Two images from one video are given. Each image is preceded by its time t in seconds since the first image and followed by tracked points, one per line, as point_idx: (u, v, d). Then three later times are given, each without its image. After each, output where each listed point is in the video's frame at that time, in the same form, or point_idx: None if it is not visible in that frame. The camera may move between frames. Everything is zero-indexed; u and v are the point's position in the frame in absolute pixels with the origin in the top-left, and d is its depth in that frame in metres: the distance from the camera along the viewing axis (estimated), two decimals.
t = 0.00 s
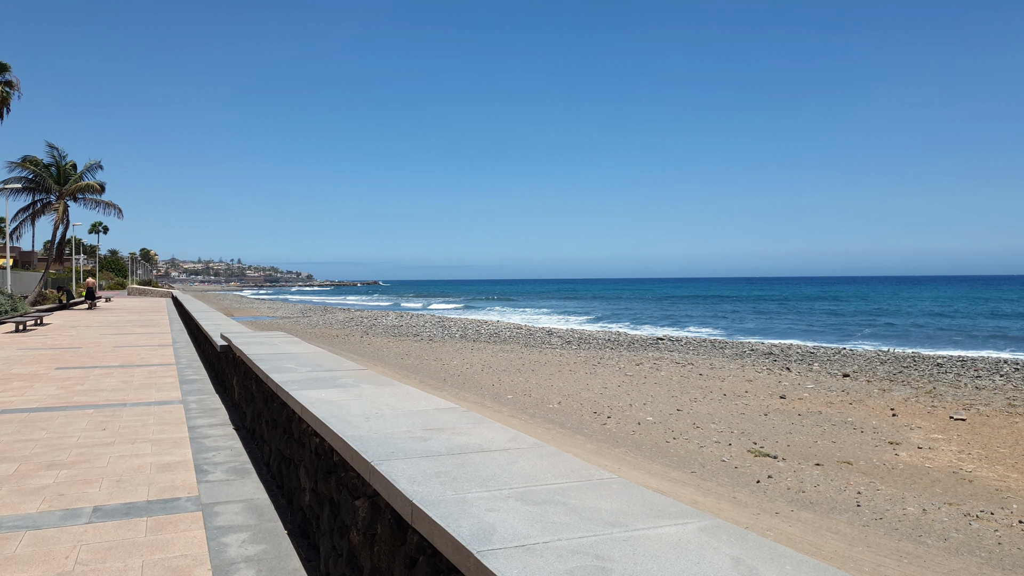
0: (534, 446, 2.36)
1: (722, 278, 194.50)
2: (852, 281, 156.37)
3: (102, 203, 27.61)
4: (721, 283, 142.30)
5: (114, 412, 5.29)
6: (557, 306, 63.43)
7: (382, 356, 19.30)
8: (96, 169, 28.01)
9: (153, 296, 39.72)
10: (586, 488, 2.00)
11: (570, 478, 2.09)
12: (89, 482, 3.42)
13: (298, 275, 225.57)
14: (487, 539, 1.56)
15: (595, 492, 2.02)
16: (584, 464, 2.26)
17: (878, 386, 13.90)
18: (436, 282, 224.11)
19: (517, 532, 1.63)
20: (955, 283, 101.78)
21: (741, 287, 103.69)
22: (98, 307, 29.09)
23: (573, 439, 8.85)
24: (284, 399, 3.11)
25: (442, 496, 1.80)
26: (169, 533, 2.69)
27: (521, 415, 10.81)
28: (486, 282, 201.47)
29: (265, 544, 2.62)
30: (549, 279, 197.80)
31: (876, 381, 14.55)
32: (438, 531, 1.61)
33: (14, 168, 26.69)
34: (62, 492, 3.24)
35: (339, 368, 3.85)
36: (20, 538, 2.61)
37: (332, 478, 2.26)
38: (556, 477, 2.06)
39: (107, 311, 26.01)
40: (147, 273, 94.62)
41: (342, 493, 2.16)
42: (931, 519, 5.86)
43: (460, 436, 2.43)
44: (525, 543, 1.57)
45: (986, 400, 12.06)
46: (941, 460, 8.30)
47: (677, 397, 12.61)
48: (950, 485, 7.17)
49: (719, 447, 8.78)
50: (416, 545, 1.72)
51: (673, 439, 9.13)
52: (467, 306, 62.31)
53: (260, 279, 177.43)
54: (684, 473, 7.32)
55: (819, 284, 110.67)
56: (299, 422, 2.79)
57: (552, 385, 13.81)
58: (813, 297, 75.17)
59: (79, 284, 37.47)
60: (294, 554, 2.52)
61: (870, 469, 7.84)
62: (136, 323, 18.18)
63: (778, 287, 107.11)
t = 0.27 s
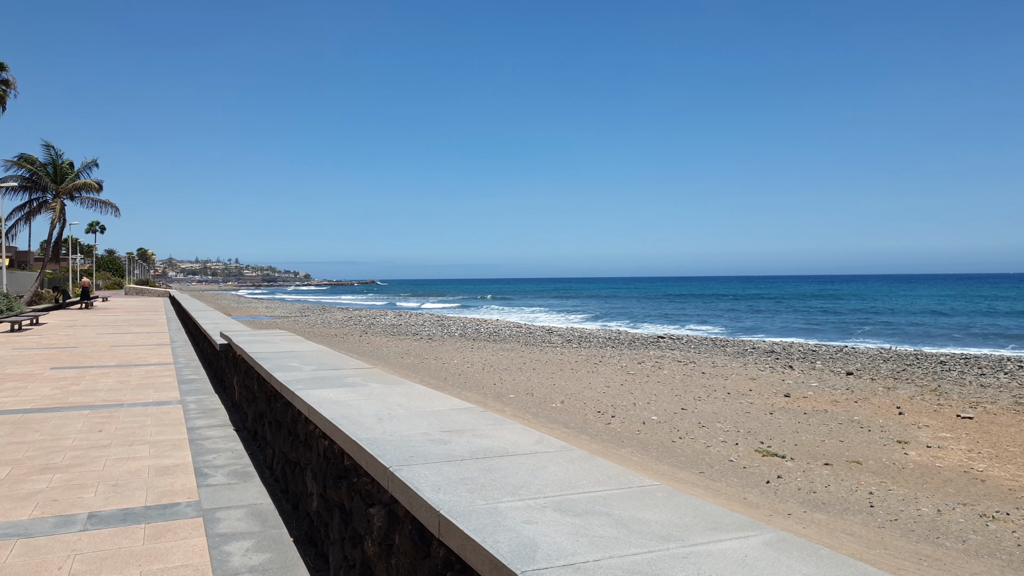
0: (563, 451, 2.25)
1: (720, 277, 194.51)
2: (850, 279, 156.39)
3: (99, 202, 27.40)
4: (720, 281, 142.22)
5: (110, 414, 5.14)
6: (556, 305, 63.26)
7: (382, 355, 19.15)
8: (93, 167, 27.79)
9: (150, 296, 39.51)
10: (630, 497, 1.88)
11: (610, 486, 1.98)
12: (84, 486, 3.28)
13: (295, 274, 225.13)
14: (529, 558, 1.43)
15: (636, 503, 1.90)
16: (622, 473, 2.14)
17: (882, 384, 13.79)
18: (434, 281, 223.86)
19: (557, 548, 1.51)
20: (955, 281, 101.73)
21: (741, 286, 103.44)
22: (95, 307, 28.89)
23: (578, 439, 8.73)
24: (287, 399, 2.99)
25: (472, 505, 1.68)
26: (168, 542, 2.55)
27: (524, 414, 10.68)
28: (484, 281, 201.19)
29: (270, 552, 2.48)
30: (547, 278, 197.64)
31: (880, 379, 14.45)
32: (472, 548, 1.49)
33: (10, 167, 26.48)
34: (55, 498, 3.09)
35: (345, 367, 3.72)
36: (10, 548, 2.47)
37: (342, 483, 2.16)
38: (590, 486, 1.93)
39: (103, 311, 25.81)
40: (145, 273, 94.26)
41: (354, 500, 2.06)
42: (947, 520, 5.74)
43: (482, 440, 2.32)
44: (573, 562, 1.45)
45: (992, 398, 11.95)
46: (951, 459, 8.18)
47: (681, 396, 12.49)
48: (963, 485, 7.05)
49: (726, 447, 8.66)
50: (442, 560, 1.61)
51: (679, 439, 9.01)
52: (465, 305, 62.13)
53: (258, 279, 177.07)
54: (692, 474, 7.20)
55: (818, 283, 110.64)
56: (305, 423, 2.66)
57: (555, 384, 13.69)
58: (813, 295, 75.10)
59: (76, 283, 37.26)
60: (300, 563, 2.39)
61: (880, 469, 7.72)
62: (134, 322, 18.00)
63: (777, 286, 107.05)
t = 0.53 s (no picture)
0: (603, 478, 2.16)
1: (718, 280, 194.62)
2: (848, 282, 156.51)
3: (96, 202, 27.19)
4: (718, 284, 142.22)
5: (109, 420, 4.99)
6: (555, 307, 63.12)
7: (382, 358, 18.99)
8: (90, 167, 27.59)
9: (147, 297, 39.28)
10: (687, 530, 1.77)
11: (663, 518, 1.88)
12: (82, 500, 3.13)
13: (293, 276, 224.66)
14: None
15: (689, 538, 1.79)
16: (672, 501, 2.04)
17: (887, 389, 13.69)
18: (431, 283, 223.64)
19: None
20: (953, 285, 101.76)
21: (739, 289, 103.32)
22: (92, 308, 28.67)
23: (582, 445, 8.61)
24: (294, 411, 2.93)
25: (517, 544, 1.59)
26: (171, 563, 2.41)
27: (527, 419, 10.55)
28: (482, 283, 200.97)
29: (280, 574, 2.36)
30: (545, 281, 197.59)
31: (885, 385, 14.35)
32: None
33: (7, 167, 26.28)
34: (52, 513, 2.95)
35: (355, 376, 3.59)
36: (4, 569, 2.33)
37: (359, 505, 2.12)
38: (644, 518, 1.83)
39: (100, 312, 25.60)
40: (142, 274, 93.94)
41: (373, 523, 2.03)
42: (963, 531, 5.62)
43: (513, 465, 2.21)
44: None
45: (998, 404, 11.85)
46: (962, 466, 8.07)
47: (685, 400, 12.38)
48: (976, 493, 6.93)
49: (733, 453, 8.55)
50: None
51: (685, 445, 8.91)
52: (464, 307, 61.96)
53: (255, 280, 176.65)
54: (700, 481, 7.09)
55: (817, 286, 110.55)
56: (317, 439, 2.56)
57: (557, 388, 13.56)
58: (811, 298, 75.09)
59: (72, 284, 37.01)
60: None
61: (890, 476, 7.62)
62: (131, 324, 17.81)
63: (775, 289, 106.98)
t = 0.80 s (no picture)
0: (643, 483, 2.06)
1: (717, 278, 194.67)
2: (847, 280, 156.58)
3: (94, 199, 27.00)
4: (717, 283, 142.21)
5: (106, 419, 4.86)
6: (554, 305, 63.01)
7: (382, 356, 18.86)
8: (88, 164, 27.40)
9: (145, 295, 39.10)
10: (747, 544, 1.67)
11: (718, 530, 1.76)
12: (77, 502, 3.00)
13: (291, 274, 224.35)
14: None
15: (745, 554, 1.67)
16: (724, 512, 1.93)
17: (891, 387, 13.59)
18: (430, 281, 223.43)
19: None
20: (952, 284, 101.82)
21: (738, 288, 103.22)
22: (89, 306, 28.50)
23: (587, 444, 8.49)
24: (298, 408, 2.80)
25: (562, 559, 1.47)
26: (169, 571, 2.28)
27: (530, 417, 10.43)
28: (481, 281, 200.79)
29: None
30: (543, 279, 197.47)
31: (889, 383, 14.25)
32: None
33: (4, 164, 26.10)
34: (44, 516, 2.82)
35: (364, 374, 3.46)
36: None
37: (372, 511, 2.01)
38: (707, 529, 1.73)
39: (98, 310, 25.43)
40: (140, 273, 93.69)
41: (388, 530, 1.93)
42: (980, 532, 5.50)
43: (544, 470, 2.09)
44: None
45: (1005, 402, 11.75)
46: (972, 465, 7.96)
47: (688, 399, 12.27)
48: (988, 493, 6.82)
49: (740, 452, 8.43)
50: None
51: (691, 444, 8.79)
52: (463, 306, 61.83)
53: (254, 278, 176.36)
54: (709, 481, 6.97)
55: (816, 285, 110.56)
56: (324, 439, 2.44)
57: (559, 386, 13.44)
58: (810, 297, 75.07)
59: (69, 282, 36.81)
60: None
61: (899, 475, 7.51)
62: (129, 322, 17.67)
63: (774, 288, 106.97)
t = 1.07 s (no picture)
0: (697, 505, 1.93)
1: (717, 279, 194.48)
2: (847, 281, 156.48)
3: (91, 200, 26.80)
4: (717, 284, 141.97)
5: (100, 425, 4.68)
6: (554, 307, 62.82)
7: (382, 358, 18.69)
8: (86, 165, 27.21)
9: (144, 297, 38.89)
10: None
11: (799, 563, 1.63)
12: (68, 516, 2.83)
13: (290, 276, 224.03)
14: None
15: None
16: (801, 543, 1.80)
17: (899, 389, 13.45)
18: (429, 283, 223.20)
19: None
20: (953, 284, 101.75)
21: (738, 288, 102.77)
22: (87, 308, 28.30)
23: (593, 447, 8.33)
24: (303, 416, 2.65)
25: None
26: None
27: (533, 420, 10.26)
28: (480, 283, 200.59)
29: None
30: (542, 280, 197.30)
31: (896, 384, 14.11)
32: None
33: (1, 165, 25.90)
34: (32, 531, 2.64)
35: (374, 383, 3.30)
36: None
37: (388, 531, 1.88)
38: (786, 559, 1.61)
39: (95, 311, 25.23)
40: (139, 275, 93.43)
41: (407, 554, 1.81)
42: (1003, 540, 5.35)
43: (584, 492, 1.94)
44: None
45: (1015, 404, 11.61)
46: (987, 469, 7.81)
47: (694, 401, 12.10)
48: (1007, 499, 6.67)
49: (749, 456, 8.28)
50: None
51: (699, 448, 8.64)
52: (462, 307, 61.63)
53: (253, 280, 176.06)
54: (720, 486, 6.81)
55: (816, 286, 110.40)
56: (333, 450, 2.30)
57: (562, 389, 13.28)
58: (811, 297, 74.90)
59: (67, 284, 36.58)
60: None
61: (913, 479, 7.36)
62: (127, 324, 17.48)
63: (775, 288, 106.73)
